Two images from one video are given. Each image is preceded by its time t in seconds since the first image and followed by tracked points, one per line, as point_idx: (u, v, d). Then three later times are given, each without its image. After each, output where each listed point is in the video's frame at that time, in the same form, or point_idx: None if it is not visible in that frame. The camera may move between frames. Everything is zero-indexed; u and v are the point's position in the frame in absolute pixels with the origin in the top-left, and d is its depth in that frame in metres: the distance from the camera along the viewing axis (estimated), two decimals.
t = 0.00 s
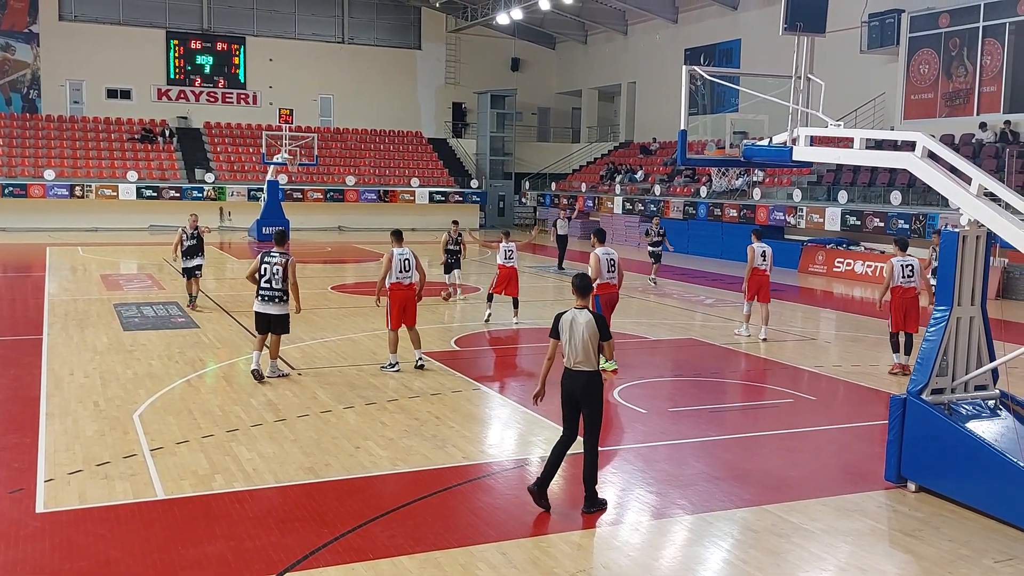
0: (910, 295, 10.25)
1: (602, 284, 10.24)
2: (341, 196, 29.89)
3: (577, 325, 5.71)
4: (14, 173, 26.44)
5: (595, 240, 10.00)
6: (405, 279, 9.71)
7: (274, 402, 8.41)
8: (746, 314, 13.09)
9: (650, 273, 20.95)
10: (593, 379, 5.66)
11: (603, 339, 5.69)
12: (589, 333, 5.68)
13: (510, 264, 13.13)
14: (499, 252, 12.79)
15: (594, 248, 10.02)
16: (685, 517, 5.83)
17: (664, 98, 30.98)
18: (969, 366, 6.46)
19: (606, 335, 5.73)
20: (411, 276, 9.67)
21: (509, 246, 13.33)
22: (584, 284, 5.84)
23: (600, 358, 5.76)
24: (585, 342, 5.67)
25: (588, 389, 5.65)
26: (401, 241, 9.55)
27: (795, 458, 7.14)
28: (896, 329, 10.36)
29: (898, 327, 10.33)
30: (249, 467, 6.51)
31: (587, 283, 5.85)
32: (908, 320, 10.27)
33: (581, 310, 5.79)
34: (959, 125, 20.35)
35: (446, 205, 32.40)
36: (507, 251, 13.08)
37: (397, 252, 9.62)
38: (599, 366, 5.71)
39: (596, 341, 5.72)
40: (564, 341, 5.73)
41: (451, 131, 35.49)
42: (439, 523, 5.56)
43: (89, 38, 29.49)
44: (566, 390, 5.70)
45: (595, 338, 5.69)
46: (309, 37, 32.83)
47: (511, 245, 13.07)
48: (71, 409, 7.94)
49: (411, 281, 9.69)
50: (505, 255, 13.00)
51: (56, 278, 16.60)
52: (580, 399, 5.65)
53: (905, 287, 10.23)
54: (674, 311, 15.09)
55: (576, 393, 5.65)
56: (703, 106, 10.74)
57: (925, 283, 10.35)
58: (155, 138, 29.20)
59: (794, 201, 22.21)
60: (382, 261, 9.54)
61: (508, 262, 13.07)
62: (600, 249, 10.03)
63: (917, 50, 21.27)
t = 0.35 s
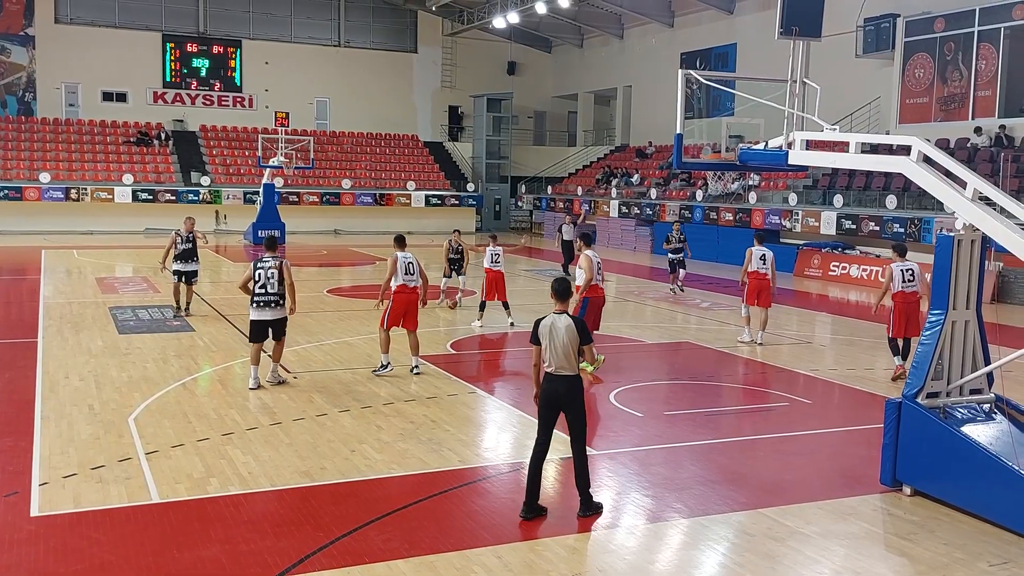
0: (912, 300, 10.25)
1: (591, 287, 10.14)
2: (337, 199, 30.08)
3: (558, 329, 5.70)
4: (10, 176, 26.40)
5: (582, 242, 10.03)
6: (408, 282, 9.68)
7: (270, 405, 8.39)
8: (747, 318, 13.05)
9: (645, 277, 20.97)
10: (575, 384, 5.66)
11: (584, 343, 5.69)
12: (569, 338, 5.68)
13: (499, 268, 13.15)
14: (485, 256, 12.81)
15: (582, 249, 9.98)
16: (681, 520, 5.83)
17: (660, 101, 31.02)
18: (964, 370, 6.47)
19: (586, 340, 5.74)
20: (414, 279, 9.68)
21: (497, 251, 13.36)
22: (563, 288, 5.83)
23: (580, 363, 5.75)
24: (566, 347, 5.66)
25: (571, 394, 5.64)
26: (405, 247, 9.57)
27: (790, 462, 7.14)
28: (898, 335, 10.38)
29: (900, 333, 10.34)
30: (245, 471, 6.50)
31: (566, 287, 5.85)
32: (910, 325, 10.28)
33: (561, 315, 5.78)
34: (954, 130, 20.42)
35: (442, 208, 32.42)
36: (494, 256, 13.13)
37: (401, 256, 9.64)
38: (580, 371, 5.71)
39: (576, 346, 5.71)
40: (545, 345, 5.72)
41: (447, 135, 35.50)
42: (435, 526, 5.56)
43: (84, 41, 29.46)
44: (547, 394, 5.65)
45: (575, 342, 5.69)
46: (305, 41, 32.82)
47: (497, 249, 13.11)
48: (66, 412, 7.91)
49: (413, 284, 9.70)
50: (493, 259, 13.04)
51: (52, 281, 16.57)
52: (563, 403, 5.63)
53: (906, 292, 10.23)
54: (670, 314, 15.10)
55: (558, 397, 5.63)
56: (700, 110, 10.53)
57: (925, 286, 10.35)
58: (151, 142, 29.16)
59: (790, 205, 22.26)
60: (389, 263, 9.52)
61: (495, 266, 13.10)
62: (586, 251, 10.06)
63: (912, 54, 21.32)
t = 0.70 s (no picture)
0: (911, 303, 10.22)
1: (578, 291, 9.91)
2: (333, 203, 29.89)
3: (524, 336, 5.69)
4: (5, 179, 26.34)
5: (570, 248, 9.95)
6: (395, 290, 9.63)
7: (266, 409, 8.37)
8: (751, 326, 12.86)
9: (641, 280, 21.00)
10: (543, 390, 5.62)
11: (550, 348, 5.64)
12: (535, 344, 5.65)
13: (490, 273, 13.15)
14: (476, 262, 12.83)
15: (570, 255, 9.88)
16: (677, 524, 5.83)
17: (655, 105, 31.07)
18: (960, 374, 6.48)
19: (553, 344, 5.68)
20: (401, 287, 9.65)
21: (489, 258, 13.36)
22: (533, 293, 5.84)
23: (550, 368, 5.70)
24: (533, 353, 5.63)
25: (538, 400, 5.60)
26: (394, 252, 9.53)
27: (786, 465, 7.14)
28: (898, 338, 10.39)
29: (900, 337, 10.35)
30: (240, 475, 6.48)
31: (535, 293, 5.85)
32: (909, 328, 10.28)
33: (530, 321, 5.77)
34: (949, 134, 20.48)
35: (439, 211, 32.41)
36: (485, 261, 13.13)
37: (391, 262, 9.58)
38: (549, 377, 5.66)
39: (544, 350, 5.67)
40: (514, 352, 5.73)
41: (443, 138, 35.49)
42: (430, 530, 5.54)
43: (79, 44, 29.42)
44: (517, 401, 5.66)
45: (541, 347, 5.65)
46: (301, 45, 32.82)
47: (487, 256, 13.11)
48: (61, 416, 7.88)
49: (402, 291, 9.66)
50: (484, 265, 13.04)
51: (47, 285, 16.53)
52: (530, 410, 5.61)
53: (905, 297, 10.19)
54: (666, 318, 15.11)
55: (527, 404, 5.61)
56: (696, 114, 10.70)
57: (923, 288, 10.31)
58: (147, 145, 29.12)
59: (785, 209, 22.28)
60: (376, 269, 9.44)
61: (487, 271, 13.10)
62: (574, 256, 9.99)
63: (907, 59, 21.38)
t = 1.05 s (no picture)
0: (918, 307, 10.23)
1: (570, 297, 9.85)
2: (330, 205, 29.80)
3: (499, 342, 5.60)
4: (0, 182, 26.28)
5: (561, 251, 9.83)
6: (381, 293, 9.68)
7: (262, 412, 8.36)
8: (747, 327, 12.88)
9: (637, 283, 21.03)
10: (519, 398, 5.52)
11: (526, 355, 5.55)
12: (510, 350, 5.55)
13: (481, 285, 13.12)
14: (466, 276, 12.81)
15: (559, 259, 9.75)
16: (674, 526, 5.82)
17: (651, 107, 31.12)
18: (956, 376, 6.48)
19: (529, 351, 5.58)
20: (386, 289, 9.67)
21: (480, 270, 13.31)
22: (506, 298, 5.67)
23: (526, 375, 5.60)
24: (508, 360, 5.54)
25: (514, 408, 5.51)
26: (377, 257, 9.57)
27: (783, 467, 7.14)
28: (902, 343, 10.35)
29: (905, 340, 10.32)
30: (236, 477, 6.47)
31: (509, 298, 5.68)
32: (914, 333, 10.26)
33: (505, 327, 5.66)
34: (945, 136, 20.52)
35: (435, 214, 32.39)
36: (475, 275, 13.10)
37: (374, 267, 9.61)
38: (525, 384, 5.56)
39: (519, 357, 5.56)
40: (489, 359, 5.63)
41: (439, 141, 35.50)
42: (427, 533, 5.53)
43: (76, 47, 29.40)
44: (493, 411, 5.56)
45: (517, 354, 5.55)
46: (297, 47, 32.80)
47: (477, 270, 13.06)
48: (57, 419, 7.86)
49: (386, 295, 9.69)
50: (474, 277, 13.02)
51: (43, 288, 16.49)
52: (506, 418, 5.51)
53: (912, 300, 10.21)
54: (662, 320, 15.13)
55: (502, 412, 5.51)
56: (692, 116, 10.73)
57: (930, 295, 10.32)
58: (143, 147, 29.08)
59: (782, 211, 22.30)
60: (360, 272, 9.45)
61: (477, 283, 13.08)
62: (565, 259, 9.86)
63: (903, 61, 21.45)
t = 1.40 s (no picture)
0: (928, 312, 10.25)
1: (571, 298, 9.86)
2: (327, 207, 29.79)
3: (469, 345, 5.46)
4: None
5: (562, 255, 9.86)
6: (358, 288, 9.69)
7: (259, 413, 8.35)
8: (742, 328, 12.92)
9: (634, 284, 21.03)
10: (484, 404, 5.43)
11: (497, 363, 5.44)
12: (479, 355, 5.43)
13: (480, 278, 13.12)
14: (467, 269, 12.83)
15: (560, 263, 9.78)
16: (671, 528, 5.81)
17: (649, 109, 31.14)
18: (954, 378, 6.48)
19: (499, 358, 5.48)
20: (364, 284, 9.69)
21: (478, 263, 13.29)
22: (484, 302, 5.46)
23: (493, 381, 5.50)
24: (477, 365, 5.42)
25: (479, 413, 5.41)
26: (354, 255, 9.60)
27: (781, 469, 7.13)
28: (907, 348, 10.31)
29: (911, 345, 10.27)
30: (233, 479, 6.46)
31: (486, 303, 5.46)
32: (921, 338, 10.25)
33: (477, 330, 5.52)
34: (942, 137, 20.56)
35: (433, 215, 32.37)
36: (475, 268, 13.09)
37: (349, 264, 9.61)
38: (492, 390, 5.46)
39: (489, 363, 5.46)
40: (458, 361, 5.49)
41: (437, 142, 35.49)
42: (424, 535, 5.51)
43: (74, 49, 29.36)
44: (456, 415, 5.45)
45: (487, 361, 5.44)
46: (294, 49, 32.74)
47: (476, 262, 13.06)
48: (54, 421, 7.83)
49: (364, 289, 9.71)
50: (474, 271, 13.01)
51: (40, 289, 16.45)
52: (471, 424, 5.41)
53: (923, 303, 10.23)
54: (659, 322, 15.13)
55: (466, 418, 5.41)
56: (689, 118, 10.76)
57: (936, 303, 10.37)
58: (140, 149, 29.06)
59: (779, 213, 22.27)
60: (336, 272, 9.49)
61: (477, 277, 13.09)
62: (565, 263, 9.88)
63: (901, 63, 21.49)
